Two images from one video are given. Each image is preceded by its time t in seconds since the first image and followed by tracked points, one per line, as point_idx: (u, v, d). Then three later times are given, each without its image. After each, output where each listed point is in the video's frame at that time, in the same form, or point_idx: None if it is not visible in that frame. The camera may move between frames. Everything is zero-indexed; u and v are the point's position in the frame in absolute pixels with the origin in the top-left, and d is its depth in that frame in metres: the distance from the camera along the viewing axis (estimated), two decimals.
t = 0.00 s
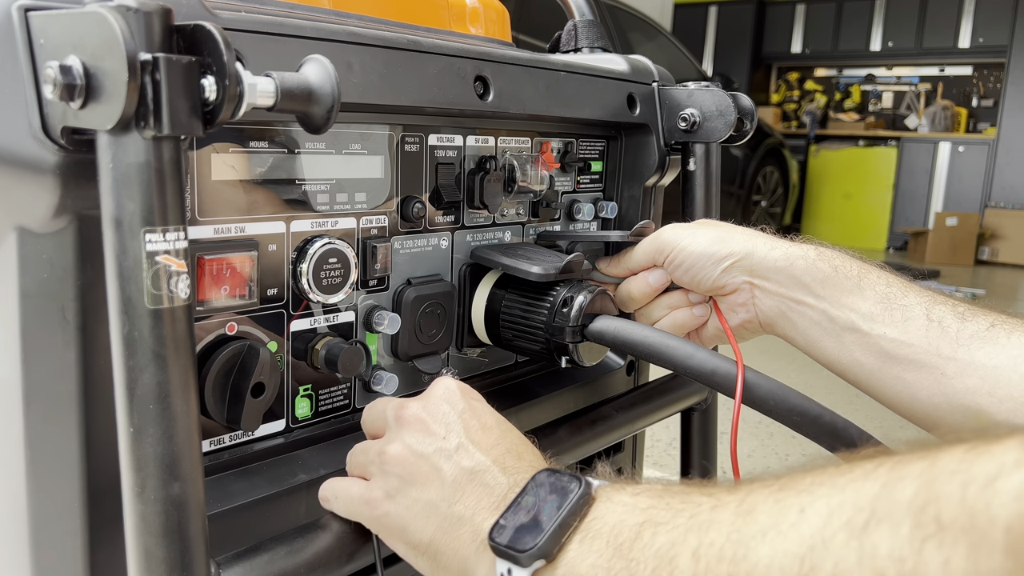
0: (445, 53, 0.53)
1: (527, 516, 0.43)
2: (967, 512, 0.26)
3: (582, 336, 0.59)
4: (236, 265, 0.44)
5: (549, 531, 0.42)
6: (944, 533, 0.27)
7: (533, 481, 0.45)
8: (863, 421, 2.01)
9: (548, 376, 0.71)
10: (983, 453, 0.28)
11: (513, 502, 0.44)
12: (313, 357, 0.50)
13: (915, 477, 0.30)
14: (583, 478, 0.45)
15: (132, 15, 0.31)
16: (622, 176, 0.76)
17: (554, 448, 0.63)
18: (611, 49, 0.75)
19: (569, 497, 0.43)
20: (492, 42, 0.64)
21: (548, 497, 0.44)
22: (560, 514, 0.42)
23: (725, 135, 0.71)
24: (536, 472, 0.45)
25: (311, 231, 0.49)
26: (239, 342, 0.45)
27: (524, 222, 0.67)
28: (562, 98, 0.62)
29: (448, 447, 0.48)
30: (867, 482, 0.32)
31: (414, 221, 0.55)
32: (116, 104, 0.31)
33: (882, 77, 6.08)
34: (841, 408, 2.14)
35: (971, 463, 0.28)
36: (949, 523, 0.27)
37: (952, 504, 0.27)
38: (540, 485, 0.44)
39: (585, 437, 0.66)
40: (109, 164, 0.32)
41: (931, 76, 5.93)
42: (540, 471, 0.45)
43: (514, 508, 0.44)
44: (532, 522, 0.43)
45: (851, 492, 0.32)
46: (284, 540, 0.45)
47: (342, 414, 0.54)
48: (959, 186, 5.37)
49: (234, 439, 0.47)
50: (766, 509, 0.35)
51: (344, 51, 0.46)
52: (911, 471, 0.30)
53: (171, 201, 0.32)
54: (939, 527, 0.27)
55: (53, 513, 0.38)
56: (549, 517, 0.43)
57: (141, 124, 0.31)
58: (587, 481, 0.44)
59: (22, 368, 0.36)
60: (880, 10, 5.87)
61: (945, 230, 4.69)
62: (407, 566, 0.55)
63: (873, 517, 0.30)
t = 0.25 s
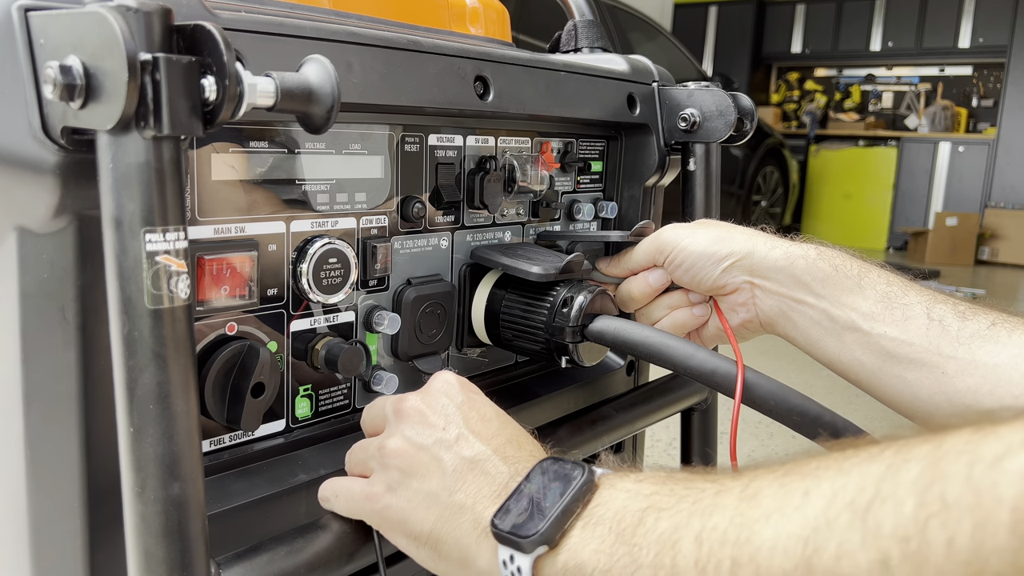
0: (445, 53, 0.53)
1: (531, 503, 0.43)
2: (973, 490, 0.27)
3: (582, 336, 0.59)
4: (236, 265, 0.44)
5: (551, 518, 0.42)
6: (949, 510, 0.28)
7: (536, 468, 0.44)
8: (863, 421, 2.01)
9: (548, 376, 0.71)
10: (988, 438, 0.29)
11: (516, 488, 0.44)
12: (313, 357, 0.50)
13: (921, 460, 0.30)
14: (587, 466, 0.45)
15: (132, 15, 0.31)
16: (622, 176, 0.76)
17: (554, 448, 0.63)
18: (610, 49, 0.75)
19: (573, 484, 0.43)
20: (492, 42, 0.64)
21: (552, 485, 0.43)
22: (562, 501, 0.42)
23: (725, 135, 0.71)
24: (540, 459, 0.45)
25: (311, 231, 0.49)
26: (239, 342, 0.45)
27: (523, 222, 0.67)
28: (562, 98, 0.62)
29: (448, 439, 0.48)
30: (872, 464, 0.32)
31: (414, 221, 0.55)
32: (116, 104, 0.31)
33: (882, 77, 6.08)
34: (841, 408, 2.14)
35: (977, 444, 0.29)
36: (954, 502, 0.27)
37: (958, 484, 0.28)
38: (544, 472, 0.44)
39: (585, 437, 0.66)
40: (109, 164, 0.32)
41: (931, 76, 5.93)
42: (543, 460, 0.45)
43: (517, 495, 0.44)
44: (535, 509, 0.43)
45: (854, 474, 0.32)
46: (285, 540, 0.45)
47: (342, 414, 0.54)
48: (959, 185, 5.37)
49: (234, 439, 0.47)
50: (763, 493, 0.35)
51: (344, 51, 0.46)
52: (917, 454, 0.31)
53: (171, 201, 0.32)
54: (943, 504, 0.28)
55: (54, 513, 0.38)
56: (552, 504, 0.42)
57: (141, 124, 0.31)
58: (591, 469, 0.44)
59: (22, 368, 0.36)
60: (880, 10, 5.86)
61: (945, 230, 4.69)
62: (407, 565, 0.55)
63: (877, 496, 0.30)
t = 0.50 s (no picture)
0: (445, 53, 0.53)
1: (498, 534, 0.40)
2: (996, 516, 0.24)
3: (581, 336, 0.59)
4: (236, 265, 0.44)
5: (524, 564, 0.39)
6: (971, 539, 0.24)
7: (492, 497, 0.40)
8: (863, 421, 2.01)
9: (548, 376, 0.70)
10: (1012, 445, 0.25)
11: (481, 525, 0.41)
12: (313, 357, 0.50)
13: (932, 472, 0.27)
14: (544, 471, 0.41)
15: (132, 16, 0.31)
16: (622, 176, 0.76)
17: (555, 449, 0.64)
18: (610, 49, 0.75)
19: (534, 511, 0.39)
20: (492, 42, 0.64)
21: (512, 518, 0.39)
22: (527, 538, 0.39)
23: (725, 135, 0.71)
24: (492, 481, 0.40)
25: (311, 231, 0.49)
26: (239, 342, 0.45)
27: (523, 222, 0.67)
28: (562, 98, 0.62)
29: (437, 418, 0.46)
30: (875, 475, 0.28)
31: (414, 222, 0.55)
32: (116, 104, 0.31)
33: (882, 77, 6.08)
34: (841, 408, 2.14)
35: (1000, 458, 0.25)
36: (976, 529, 0.24)
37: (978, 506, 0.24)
38: (500, 499, 0.40)
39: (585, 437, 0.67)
40: (109, 164, 0.32)
41: (931, 76, 5.93)
42: (495, 482, 0.40)
43: (486, 534, 0.40)
44: (505, 551, 0.40)
45: (853, 487, 0.29)
46: (285, 539, 0.45)
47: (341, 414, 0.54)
48: (959, 185, 5.37)
49: (234, 439, 0.47)
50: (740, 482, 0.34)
51: (343, 51, 0.46)
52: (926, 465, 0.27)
53: (171, 201, 0.32)
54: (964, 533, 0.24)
55: (53, 513, 0.38)
56: (519, 544, 0.39)
57: (141, 124, 0.31)
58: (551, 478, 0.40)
59: (22, 368, 0.36)
60: (880, 10, 5.86)
61: (945, 230, 4.70)
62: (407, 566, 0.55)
63: (883, 518, 0.27)
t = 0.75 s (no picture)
0: (445, 53, 0.53)
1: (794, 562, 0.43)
2: None
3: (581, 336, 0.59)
4: (236, 266, 0.44)
5: None
6: None
7: (777, 528, 0.43)
8: (863, 421, 2.01)
9: (548, 377, 0.70)
10: None
11: None
12: (313, 357, 0.50)
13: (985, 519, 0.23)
14: (825, 496, 0.43)
15: (132, 15, 0.31)
16: (622, 177, 0.76)
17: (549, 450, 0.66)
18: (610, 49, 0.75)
19: (838, 544, 0.42)
20: (492, 42, 0.64)
21: (808, 552, 0.42)
22: None
23: (725, 135, 0.71)
24: None
25: (311, 231, 0.49)
26: (239, 342, 0.45)
27: (524, 223, 0.67)
28: (562, 98, 0.62)
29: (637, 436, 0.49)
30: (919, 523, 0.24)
31: (414, 222, 0.55)
32: (116, 104, 0.31)
33: (882, 77, 6.08)
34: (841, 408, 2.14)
35: None
36: None
37: None
38: (788, 530, 0.43)
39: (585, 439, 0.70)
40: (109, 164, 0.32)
41: (931, 76, 5.93)
42: (777, 512, 0.43)
43: None
44: None
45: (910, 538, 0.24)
46: (285, 540, 0.48)
47: (341, 414, 0.54)
48: (959, 186, 5.37)
49: (234, 439, 0.47)
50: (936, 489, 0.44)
51: (344, 51, 0.46)
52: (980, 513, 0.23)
53: (171, 202, 0.32)
54: None
55: (52, 513, 0.38)
56: None
57: (141, 124, 0.31)
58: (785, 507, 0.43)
59: (21, 368, 0.36)
60: (880, 10, 5.86)
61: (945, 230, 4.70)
62: (407, 566, 0.55)
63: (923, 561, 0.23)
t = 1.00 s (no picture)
0: (445, 53, 0.53)
1: (736, 376, 0.46)
2: None
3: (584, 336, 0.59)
4: (236, 266, 0.44)
5: None
6: None
7: (726, 340, 0.46)
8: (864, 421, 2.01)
9: (548, 377, 0.70)
10: None
11: None
12: (313, 357, 0.50)
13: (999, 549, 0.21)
14: (772, 314, 0.45)
15: (132, 15, 0.31)
16: (621, 176, 0.76)
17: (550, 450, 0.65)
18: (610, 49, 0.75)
19: (774, 357, 0.43)
20: (492, 42, 0.64)
21: (750, 359, 0.44)
22: None
23: (725, 135, 0.71)
24: None
25: (310, 231, 0.49)
26: (240, 342, 0.45)
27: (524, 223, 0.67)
28: (562, 98, 0.62)
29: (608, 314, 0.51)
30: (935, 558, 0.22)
31: (414, 222, 0.55)
32: (116, 104, 0.31)
33: (882, 77, 6.08)
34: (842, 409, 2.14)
35: None
36: None
37: None
38: (735, 343, 0.45)
39: (583, 438, 0.69)
40: (109, 164, 0.32)
41: (931, 76, 5.93)
42: (728, 328, 0.45)
43: None
44: None
45: None
46: (285, 540, 0.48)
47: (341, 414, 0.54)
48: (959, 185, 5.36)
49: (234, 439, 0.47)
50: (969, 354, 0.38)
51: (344, 51, 0.47)
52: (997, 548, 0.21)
53: (171, 201, 0.32)
54: None
55: (52, 514, 0.38)
56: None
57: (141, 124, 0.31)
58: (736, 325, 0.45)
59: (21, 368, 0.36)
60: (880, 10, 5.86)
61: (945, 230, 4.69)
62: (407, 566, 0.55)
63: None
